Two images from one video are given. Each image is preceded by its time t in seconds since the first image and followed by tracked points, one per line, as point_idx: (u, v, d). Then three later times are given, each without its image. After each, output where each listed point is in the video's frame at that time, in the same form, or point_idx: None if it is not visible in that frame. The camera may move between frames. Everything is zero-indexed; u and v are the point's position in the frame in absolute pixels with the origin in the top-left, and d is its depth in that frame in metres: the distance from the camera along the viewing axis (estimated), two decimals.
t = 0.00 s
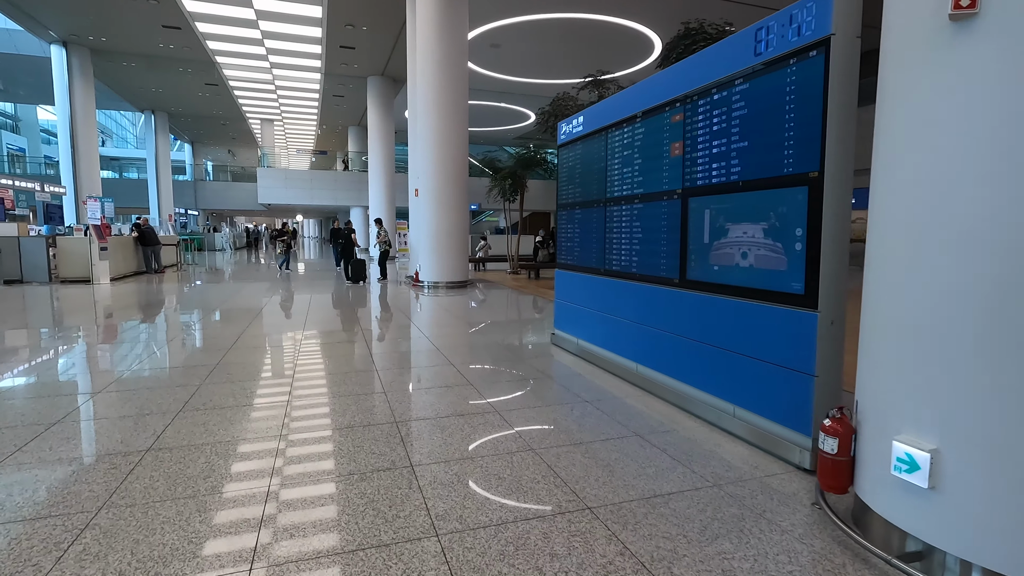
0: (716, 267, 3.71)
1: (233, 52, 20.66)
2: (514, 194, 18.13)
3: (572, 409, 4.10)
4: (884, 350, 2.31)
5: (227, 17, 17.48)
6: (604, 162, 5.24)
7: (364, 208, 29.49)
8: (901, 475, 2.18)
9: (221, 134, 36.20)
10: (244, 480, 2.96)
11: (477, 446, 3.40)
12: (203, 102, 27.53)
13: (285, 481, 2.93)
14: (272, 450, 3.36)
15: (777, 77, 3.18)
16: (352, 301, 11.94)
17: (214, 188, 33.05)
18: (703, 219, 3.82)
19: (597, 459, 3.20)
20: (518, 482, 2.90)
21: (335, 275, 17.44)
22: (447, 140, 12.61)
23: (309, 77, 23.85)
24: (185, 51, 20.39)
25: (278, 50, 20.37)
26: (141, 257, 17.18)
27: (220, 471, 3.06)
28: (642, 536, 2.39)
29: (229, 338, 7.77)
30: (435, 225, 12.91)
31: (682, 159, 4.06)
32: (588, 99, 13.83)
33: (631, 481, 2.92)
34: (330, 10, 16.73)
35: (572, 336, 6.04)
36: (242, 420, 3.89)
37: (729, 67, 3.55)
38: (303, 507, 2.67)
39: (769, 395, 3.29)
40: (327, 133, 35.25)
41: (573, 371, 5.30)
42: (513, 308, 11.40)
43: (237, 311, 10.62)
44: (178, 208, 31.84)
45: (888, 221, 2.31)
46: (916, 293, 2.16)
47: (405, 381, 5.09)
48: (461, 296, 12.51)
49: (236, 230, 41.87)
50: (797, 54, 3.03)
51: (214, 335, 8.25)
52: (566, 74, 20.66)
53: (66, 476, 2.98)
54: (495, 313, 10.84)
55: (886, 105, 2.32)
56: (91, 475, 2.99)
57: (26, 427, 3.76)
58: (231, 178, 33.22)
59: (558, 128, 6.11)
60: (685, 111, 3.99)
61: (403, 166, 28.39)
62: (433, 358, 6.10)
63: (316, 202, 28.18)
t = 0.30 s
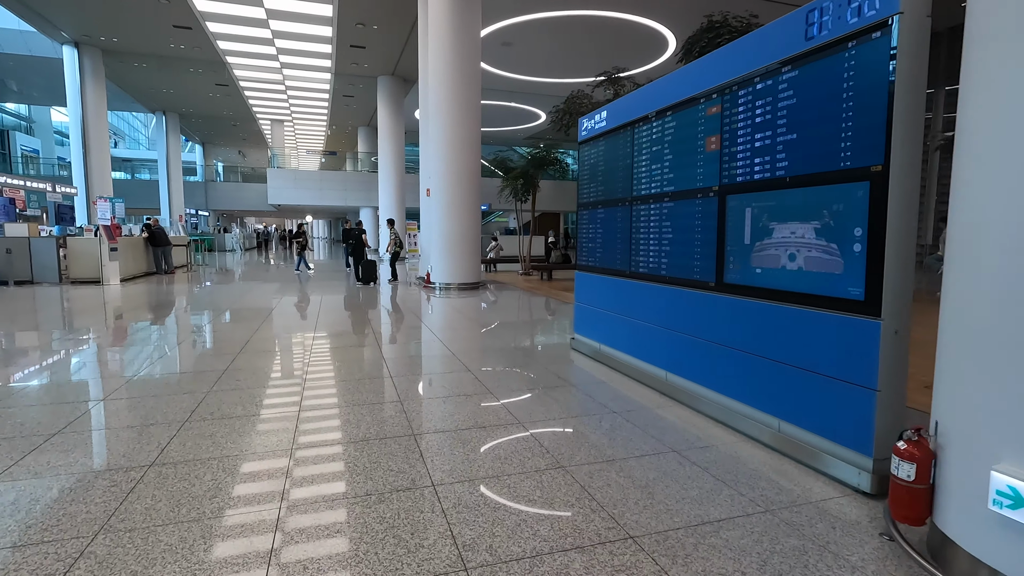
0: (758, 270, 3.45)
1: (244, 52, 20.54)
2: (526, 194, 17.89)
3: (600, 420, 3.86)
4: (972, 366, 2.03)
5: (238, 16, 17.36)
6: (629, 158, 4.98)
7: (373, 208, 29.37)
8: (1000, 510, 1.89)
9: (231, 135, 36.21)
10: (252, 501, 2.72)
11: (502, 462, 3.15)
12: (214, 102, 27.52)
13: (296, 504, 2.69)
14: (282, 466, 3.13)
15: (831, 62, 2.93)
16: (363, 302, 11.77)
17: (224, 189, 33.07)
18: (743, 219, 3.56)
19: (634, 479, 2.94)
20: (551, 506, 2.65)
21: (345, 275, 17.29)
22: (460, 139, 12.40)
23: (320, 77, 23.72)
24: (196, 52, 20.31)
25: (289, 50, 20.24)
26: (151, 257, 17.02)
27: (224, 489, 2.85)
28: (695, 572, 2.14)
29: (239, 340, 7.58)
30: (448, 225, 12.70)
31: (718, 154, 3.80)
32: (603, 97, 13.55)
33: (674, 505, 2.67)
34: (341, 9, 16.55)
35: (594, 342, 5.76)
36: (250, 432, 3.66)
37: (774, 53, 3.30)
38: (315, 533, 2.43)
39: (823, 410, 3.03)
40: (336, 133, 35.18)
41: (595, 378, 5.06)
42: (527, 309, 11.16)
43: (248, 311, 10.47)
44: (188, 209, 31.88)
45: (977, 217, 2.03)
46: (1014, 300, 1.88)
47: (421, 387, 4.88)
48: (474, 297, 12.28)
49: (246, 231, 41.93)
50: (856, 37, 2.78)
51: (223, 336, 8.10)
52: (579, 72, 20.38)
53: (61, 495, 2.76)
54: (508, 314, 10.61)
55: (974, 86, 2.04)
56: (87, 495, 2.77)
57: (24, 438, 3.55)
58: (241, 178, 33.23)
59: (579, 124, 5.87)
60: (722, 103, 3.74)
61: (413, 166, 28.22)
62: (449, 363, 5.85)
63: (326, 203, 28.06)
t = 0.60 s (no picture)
0: (801, 274, 3.20)
1: (253, 52, 20.44)
2: (537, 195, 17.67)
3: (628, 433, 3.64)
4: None
5: (247, 16, 17.25)
6: (654, 156, 4.74)
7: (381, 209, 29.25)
8: None
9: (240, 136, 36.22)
10: (256, 523, 2.51)
11: (527, 482, 2.91)
12: (223, 103, 27.52)
13: (304, 528, 2.47)
14: (289, 482, 2.92)
15: (890, 49, 2.68)
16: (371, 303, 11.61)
17: (233, 190, 33.09)
18: (784, 219, 3.31)
19: (671, 502, 2.70)
20: (582, 534, 2.41)
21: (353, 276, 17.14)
22: (470, 139, 12.19)
23: (329, 77, 23.62)
24: (205, 52, 20.26)
25: (298, 49, 20.13)
26: (159, 258, 16.98)
27: (227, 508, 2.65)
28: None
29: (246, 341, 7.37)
30: (458, 226, 12.49)
31: (755, 150, 3.56)
32: (616, 96, 13.30)
33: (719, 534, 2.43)
34: (351, 8, 16.39)
35: (613, 348, 5.53)
36: (256, 446, 3.44)
37: (823, 40, 3.06)
38: (322, 563, 2.20)
39: (878, 428, 2.77)
40: (345, 134, 35.11)
41: (617, 387, 4.82)
42: (538, 312, 10.92)
43: (254, 312, 10.31)
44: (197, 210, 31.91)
45: None
46: None
47: (434, 394, 4.67)
48: (484, 299, 12.06)
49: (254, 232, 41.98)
50: (920, 18, 2.54)
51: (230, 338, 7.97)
52: (590, 72, 20.15)
53: (53, 516, 2.55)
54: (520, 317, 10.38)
55: None
56: (82, 515, 2.56)
57: (19, 450, 3.36)
58: (250, 179, 33.24)
59: (599, 122, 5.64)
60: (761, 96, 3.50)
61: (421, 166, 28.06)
62: (462, 368, 5.61)
63: (334, 204, 27.97)
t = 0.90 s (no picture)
0: (847, 282, 2.92)
1: (259, 51, 20.27)
2: (545, 196, 17.40)
3: (654, 451, 3.38)
4: None
5: (253, 14, 17.06)
6: (676, 153, 4.46)
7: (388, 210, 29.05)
8: None
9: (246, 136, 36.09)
10: (247, 557, 2.26)
11: (547, 510, 2.63)
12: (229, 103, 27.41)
13: (299, 565, 2.21)
14: (287, 506, 2.68)
15: (957, 31, 2.39)
16: (377, 304, 11.40)
17: (239, 190, 32.99)
18: (827, 221, 3.03)
19: (709, 537, 2.42)
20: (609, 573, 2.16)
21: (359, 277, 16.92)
22: (478, 137, 11.93)
23: (335, 76, 23.42)
24: (211, 51, 20.12)
25: (304, 49, 19.92)
26: (163, 258, 16.82)
27: (217, 540, 2.39)
28: None
29: (248, 344, 7.13)
30: (465, 227, 12.23)
31: (794, 147, 3.27)
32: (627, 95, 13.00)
33: None
34: (359, 6, 16.17)
35: (631, 356, 5.25)
36: (252, 464, 3.18)
37: (874, 24, 2.77)
38: (326, 567, 2.19)
39: (939, 454, 2.49)
40: (351, 134, 34.92)
41: (636, 399, 4.54)
42: (548, 314, 10.65)
43: (258, 313, 10.08)
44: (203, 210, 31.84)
45: None
46: None
47: (442, 403, 4.43)
48: (491, 302, 11.80)
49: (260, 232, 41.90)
50: None
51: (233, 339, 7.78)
52: (599, 71, 19.85)
53: (22, 549, 2.30)
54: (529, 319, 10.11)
55: None
56: (53, 549, 2.31)
57: None
58: (256, 179, 33.14)
59: (616, 118, 5.38)
60: (800, 87, 3.22)
61: (428, 166, 27.82)
62: (471, 375, 5.33)
63: (341, 204, 27.75)
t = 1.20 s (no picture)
0: (903, 291, 2.66)
1: (268, 51, 20.16)
2: (556, 197, 17.14)
3: (685, 471, 3.14)
4: None
5: (262, 14, 16.93)
6: (705, 150, 4.20)
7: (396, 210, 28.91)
8: None
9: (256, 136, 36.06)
10: None
11: (571, 539, 2.42)
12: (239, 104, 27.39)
13: (308, 569, 2.20)
14: (290, 530, 2.48)
15: None
16: (386, 306, 11.24)
17: (248, 190, 33.00)
18: (879, 224, 2.77)
19: None
20: None
21: (367, 279, 16.76)
22: (490, 136, 11.69)
23: (344, 77, 23.30)
24: (221, 51, 20.04)
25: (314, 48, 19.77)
26: (172, 259, 16.73)
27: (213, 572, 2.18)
28: None
29: (256, 347, 7.00)
30: (476, 227, 11.99)
31: (841, 143, 3.01)
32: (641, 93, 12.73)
33: None
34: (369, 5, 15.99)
35: (653, 365, 4.99)
36: (254, 484, 2.95)
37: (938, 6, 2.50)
38: (332, 569, 2.20)
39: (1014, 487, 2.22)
40: (361, 134, 34.78)
41: (659, 411, 4.30)
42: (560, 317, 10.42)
43: (265, 314, 9.94)
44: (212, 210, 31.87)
45: None
46: None
47: (454, 413, 4.25)
48: (502, 304, 11.58)
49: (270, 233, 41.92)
50: None
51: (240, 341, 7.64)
52: (611, 70, 19.55)
53: None
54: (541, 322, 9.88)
55: None
56: None
57: None
58: (266, 180, 33.15)
59: (638, 115, 5.13)
60: (850, 77, 2.95)
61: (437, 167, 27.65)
62: (484, 383, 5.11)
63: (351, 204, 27.55)
